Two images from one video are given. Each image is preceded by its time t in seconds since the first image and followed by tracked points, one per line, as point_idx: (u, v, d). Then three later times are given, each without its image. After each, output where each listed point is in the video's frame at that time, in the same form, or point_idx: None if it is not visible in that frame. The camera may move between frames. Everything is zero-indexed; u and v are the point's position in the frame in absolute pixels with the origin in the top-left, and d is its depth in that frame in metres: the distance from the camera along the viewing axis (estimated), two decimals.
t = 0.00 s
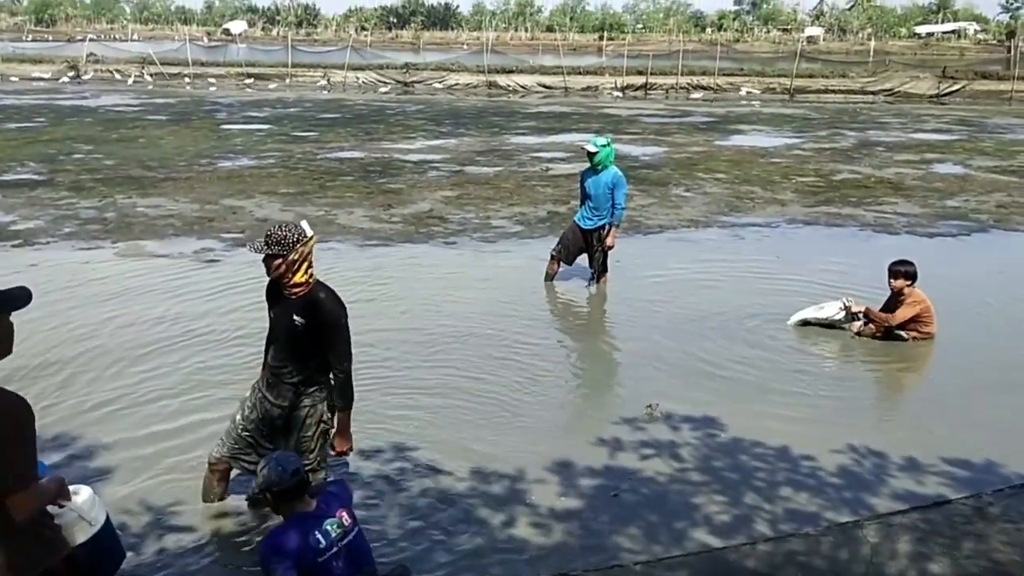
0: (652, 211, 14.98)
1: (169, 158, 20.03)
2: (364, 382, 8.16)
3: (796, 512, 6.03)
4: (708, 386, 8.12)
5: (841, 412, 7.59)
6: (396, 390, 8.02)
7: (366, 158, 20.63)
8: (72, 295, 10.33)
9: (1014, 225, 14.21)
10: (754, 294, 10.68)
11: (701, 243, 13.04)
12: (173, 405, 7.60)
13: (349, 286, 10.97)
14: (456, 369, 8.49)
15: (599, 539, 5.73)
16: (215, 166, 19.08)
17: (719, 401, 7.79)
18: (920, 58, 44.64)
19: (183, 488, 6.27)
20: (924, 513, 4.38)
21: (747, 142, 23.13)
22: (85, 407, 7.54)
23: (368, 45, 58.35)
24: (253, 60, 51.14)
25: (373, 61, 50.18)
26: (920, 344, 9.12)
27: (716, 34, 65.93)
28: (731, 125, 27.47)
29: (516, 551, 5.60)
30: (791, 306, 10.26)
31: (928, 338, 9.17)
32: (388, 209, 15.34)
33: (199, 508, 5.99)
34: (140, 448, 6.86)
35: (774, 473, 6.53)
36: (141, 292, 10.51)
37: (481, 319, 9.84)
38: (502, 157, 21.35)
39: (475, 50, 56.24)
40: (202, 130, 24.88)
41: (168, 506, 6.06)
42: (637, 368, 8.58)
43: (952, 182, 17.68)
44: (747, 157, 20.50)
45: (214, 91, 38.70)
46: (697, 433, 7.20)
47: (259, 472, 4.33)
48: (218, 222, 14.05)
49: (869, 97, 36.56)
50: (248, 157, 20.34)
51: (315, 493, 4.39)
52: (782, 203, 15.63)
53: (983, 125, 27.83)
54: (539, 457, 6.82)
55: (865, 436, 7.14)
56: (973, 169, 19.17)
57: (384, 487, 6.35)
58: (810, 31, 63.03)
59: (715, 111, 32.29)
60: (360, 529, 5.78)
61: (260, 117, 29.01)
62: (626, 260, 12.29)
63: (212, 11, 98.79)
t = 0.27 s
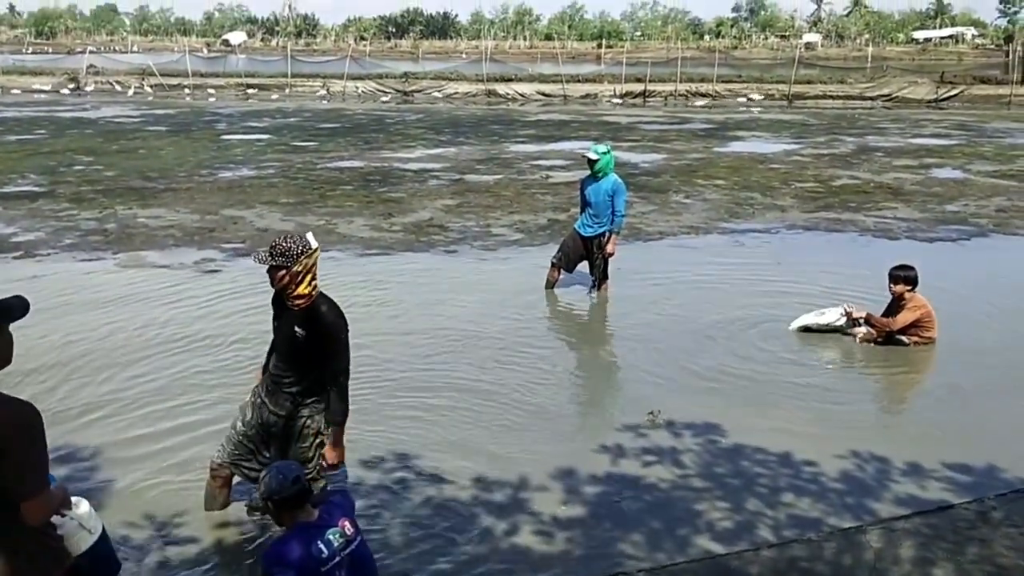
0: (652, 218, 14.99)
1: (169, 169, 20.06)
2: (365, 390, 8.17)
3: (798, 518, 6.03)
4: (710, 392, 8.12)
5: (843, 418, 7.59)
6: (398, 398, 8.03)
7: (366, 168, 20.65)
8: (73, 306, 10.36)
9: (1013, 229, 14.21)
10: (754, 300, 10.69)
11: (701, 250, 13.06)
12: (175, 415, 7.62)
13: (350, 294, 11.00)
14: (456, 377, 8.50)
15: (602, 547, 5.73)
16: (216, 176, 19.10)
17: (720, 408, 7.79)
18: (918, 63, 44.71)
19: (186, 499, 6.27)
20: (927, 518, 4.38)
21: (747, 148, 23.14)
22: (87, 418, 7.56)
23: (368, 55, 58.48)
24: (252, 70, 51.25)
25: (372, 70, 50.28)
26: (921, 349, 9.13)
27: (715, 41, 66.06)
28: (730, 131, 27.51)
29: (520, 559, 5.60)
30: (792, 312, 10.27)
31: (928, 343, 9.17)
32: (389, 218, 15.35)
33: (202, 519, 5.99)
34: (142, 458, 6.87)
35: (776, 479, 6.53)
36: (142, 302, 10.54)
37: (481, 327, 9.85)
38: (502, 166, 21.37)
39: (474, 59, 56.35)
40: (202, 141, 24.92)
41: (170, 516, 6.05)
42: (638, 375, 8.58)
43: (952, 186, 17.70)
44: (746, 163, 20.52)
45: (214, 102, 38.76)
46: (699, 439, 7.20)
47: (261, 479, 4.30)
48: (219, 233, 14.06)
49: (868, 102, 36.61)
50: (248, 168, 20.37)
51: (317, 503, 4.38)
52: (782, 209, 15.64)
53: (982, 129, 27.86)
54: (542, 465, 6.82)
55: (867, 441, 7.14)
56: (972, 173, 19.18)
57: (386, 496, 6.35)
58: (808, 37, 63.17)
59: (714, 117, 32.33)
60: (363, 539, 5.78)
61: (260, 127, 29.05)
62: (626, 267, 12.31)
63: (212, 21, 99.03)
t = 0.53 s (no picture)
0: (652, 223, 15.00)
1: (169, 174, 20.08)
2: (365, 395, 8.19)
3: (798, 523, 6.03)
4: (709, 397, 8.13)
5: (842, 422, 7.59)
6: (397, 403, 8.05)
7: (365, 173, 20.67)
8: (72, 310, 10.40)
9: (1013, 233, 14.22)
10: (754, 304, 10.70)
11: (700, 254, 13.07)
12: (174, 419, 7.64)
13: (349, 299, 11.03)
14: (455, 381, 8.53)
15: (602, 552, 5.73)
16: (216, 182, 19.12)
17: (720, 412, 7.80)
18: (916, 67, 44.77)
19: (185, 505, 6.27)
20: (928, 522, 4.38)
21: (746, 153, 23.16)
22: (86, 422, 7.58)
23: (367, 60, 58.57)
24: (252, 76, 51.33)
25: (372, 76, 50.35)
26: (921, 353, 9.14)
27: (714, 46, 66.16)
28: (729, 136, 27.53)
29: (520, 564, 5.60)
30: (791, 316, 10.28)
31: (928, 347, 9.18)
32: (388, 223, 15.36)
33: (201, 525, 5.99)
34: (142, 463, 6.89)
35: (776, 484, 6.53)
36: (141, 307, 10.58)
37: (480, 331, 9.88)
38: (501, 170, 21.38)
39: (473, 64, 56.43)
40: (202, 147, 24.94)
41: (169, 522, 6.05)
42: (638, 379, 8.60)
43: (951, 191, 17.71)
44: (746, 168, 20.54)
45: (214, 108, 38.81)
46: (698, 444, 7.21)
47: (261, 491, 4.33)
48: (219, 238, 14.07)
49: (867, 107, 36.65)
50: (248, 173, 20.38)
51: (317, 509, 4.34)
52: (781, 214, 15.65)
53: (981, 134, 27.88)
54: (541, 470, 6.82)
55: (866, 446, 7.14)
56: (971, 178, 19.20)
57: (386, 502, 6.35)
58: (807, 42, 63.28)
59: (713, 122, 32.36)
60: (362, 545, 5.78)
61: (260, 132, 29.09)
62: (625, 271, 12.32)
63: (211, 27, 99.20)
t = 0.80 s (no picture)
0: (652, 223, 15.00)
1: (169, 176, 20.08)
2: (366, 395, 8.20)
3: (799, 522, 6.03)
4: (710, 396, 8.14)
5: (843, 422, 7.59)
6: (399, 403, 8.06)
7: (365, 174, 20.67)
8: (72, 313, 10.41)
9: (1013, 232, 14.22)
10: (754, 304, 10.71)
11: (701, 254, 13.07)
12: (176, 420, 7.66)
13: (349, 300, 11.05)
14: (456, 381, 8.54)
15: (603, 552, 5.73)
16: (216, 184, 19.11)
17: (721, 412, 7.81)
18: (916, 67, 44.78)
19: (187, 506, 6.28)
20: (929, 522, 4.38)
21: (746, 153, 23.17)
22: (88, 424, 7.60)
23: (367, 62, 58.62)
24: (251, 78, 51.34)
25: (371, 77, 50.36)
26: (921, 353, 9.14)
27: (713, 47, 66.18)
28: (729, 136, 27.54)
29: (521, 565, 5.60)
30: (791, 315, 10.28)
31: (928, 347, 9.19)
32: (389, 224, 15.37)
33: (202, 527, 5.98)
34: (144, 464, 6.91)
35: (777, 484, 6.53)
36: (141, 309, 10.59)
37: (480, 332, 9.89)
38: (501, 171, 21.40)
39: (473, 65, 56.46)
40: (202, 148, 24.94)
41: (171, 524, 6.05)
42: (639, 379, 8.61)
43: (951, 190, 17.72)
44: (746, 168, 20.54)
45: (214, 110, 38.83)
46: (699, 444, 7.21)
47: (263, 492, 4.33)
48: (219, 240, 14.07)
49: (867, 106, 36.65)
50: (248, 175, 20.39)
51: (319, 510, 4.34)
52: (781, 214, 15.65)
53: (981, 133, 27.88)
54: (542, 471, 6.82)
55: (866, 445, 7.15)
56: (971, 177, 19.20)
57: (387, 503, 6.35)
58: (806, 41, 63.32)
59: (713, 122, 32.37)
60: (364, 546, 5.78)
61: (260, 134, 29.10)
62: (625, 272, 12.32)
63: (211, 29, 99.26)
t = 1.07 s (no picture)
0: (652, 224, 15.01)
1: (169, 178, 20.10)
2: (366, 396, 8.21)
3: (799, 523, 6.03)
4: (710, 397, 8.14)
5: (843, 423, 7.59)
6: (399, 404, 8.07)
7: (365, 175, 20.69)
8: (73, 314, 10.43)
9: (1013, 233, 14.21)
10: (754, 305, 10.72)
11: (701, 255, 13.07)
12: (178, 421, 7.68)
13: (349, 301, 11.06)
14: (457, 382, 8.55)
15: (603, 553, 5.73)
16: (216, 185, 19.13)
17: (722, 412, 7.81)
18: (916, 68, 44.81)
19: (187, 507, 6.28)
20: (929, 523, 4.37)
21: (746, 154, 23.19)
22: (90, 424, 7.61)
23: (367, 63, 58.66)
24: (251, 79, 51.38)
25: (372, 79, 50.41)
26: (922, 354, 9.14)
27: (713, 48, 66.22)
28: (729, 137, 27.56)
29: (521, 566, 5.60)
30: (792, 316, 10.29)
31: (929, 347, 9.19)
32: (389, 225, 15.38)
33: (202, 528, 5.99)
34: (145, 464, 6.92)
35: (777, 485, 6.53)
36: (142, 310, 10.61)
37: (480, 333, 9.90)
38: (501, 172, 21.41)
39: (473, 66, 56.52)
40: (202, 150, 24.97)
41: (171, 525, 6.05)
42: (640, 380, 8.61)
43: (951, 191, 17.72)
44: (746, 168, 20.56)
45: (214, 111, 38.87)
46: (698, 445, 7.21)
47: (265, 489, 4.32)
48: (219, 241, 14.09)
49: (867, 107, 36.68)
50: (248, 176, 20.41)
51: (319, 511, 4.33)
52: (782, 215, 15.66)
53: (982, 134, 27.88)
54: (543, 471, 6.82)
55: (867, 446, 7.15)
56: (971, 178, 19.20)
57: (387, 504, 6.35)
58: (806, 42, 63.37)
59: (713, 123, 32.39)
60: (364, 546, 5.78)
61: (260, 135, 29.13)
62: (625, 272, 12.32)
63: (212, 30, 99.41)
